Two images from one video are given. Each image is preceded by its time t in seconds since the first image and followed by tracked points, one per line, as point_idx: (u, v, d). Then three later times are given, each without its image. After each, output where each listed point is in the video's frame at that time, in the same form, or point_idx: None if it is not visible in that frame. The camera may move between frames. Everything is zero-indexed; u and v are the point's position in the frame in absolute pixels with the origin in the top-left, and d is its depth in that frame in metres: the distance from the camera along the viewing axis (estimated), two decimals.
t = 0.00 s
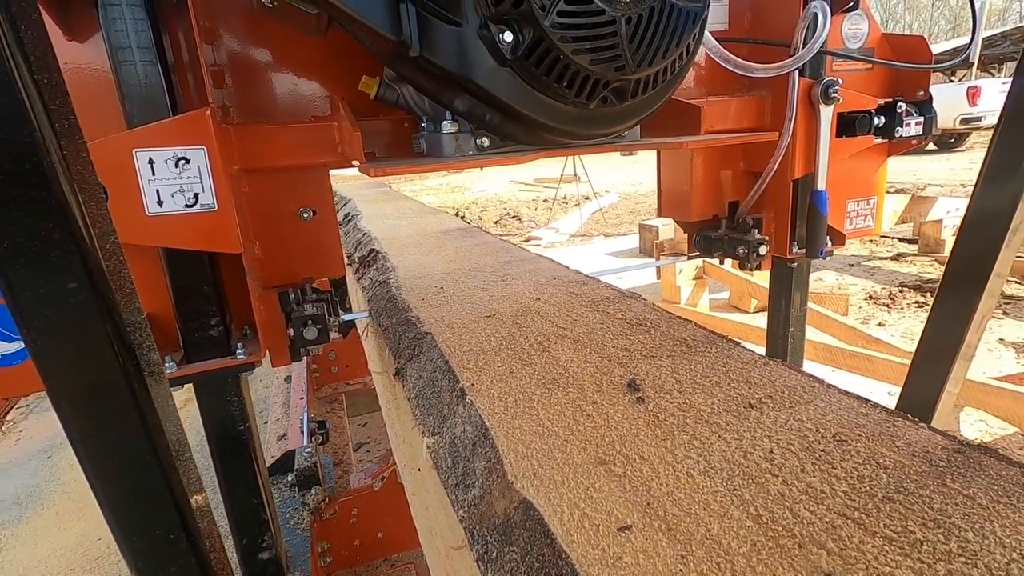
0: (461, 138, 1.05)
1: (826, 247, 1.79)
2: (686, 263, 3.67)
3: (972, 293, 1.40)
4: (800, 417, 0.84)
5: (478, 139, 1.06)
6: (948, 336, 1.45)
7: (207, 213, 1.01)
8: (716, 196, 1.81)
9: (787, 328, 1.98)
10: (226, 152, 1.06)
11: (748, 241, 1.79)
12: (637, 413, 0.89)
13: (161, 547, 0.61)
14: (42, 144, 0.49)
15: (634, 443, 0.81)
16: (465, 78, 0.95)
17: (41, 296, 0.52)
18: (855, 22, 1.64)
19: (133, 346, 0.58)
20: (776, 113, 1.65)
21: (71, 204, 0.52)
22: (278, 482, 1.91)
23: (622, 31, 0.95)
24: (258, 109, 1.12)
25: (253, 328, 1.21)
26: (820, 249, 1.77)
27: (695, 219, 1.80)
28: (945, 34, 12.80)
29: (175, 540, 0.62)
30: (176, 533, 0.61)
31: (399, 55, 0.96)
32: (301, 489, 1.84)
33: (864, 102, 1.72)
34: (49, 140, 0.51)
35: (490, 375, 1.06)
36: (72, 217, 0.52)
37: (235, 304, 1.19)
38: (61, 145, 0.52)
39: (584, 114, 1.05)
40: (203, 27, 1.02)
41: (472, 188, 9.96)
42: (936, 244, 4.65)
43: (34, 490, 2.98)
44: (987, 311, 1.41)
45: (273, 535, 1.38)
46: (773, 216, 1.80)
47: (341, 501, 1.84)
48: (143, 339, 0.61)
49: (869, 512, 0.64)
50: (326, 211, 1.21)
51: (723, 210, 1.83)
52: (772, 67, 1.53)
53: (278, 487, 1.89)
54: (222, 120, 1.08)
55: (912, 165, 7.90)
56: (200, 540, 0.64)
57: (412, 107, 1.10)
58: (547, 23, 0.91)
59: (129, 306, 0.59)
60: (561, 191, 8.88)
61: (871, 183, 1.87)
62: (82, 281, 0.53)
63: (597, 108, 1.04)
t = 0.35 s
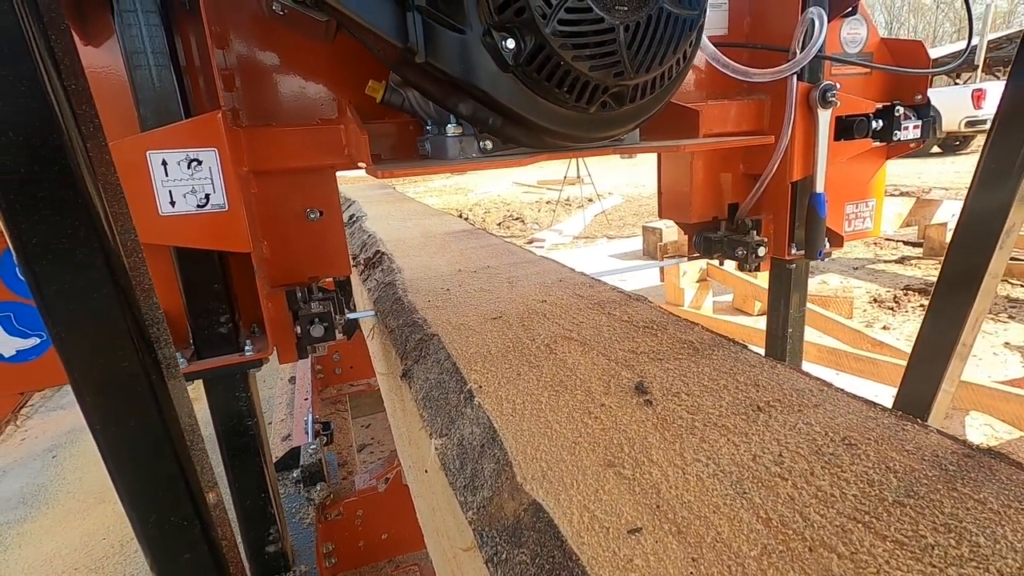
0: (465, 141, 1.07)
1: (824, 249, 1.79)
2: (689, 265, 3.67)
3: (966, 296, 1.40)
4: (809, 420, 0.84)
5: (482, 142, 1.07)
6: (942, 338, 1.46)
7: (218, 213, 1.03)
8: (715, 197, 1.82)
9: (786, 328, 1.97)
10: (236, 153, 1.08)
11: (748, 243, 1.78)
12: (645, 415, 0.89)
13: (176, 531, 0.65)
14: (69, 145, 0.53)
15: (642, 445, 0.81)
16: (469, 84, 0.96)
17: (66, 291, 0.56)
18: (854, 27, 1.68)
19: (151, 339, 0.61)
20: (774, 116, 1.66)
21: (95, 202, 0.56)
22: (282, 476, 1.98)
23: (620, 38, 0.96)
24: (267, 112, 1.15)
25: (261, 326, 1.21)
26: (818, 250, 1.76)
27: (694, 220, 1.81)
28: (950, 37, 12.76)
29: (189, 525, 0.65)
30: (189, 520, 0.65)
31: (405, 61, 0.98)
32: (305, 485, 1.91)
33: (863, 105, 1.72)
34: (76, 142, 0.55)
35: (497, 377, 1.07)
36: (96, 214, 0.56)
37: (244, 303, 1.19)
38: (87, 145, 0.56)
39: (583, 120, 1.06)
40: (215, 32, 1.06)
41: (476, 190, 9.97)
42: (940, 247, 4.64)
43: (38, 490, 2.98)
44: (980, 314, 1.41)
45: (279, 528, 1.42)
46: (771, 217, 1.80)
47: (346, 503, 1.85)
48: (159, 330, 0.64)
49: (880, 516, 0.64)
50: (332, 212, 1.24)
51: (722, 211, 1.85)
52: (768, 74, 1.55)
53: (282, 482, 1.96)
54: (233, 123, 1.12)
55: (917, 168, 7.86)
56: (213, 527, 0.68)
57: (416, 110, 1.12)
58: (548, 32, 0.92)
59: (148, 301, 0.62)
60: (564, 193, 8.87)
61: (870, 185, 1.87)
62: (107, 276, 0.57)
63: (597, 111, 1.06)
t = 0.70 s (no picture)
0: (463, 144, 1.08)
1: (818, 252, 1.78)
2: (688, 269, 3.68)
3: (953, 300, 1.39)
4: (809, 425, 0.84)
5: (479, 145, 1.09)
6: (929, 342, 1.45)
7: (221, 213, 1.03)
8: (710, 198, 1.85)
9: (779, 329, 1.97)
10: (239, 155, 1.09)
11: (741, 245, 1.79)
12: (646, 419, 0.89)
13: (175, 520, 0.68)
14: (83, 147, 0.56)
15: (643, 449, 0.81)
16: (467, 89, 0.98)
17: (78, 287, 0.58)
18: (847, 34, 1.67)
19: (162, 337, 0.64)
20: (768, 122, 1.66)
21: (107, 202, 0.59)
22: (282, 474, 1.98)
23: (613, 46, 0.97)
24: (270, 114, 1.16)
25: (262, 325, 1.23)
26: (811, 254, 1.76)
27: (689, 223, 1.84)
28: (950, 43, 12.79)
29: (192, 516, 0.68)
30: (193, 511, 0.68)
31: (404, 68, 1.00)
32: (304, 481, 1.90)
33: (855, 112, 1.73)
34: (90, 145, 0.57)
35: (498, 380, 1.07)
36: (108, 213, 0.58)
37: (246, 302, 1.21)
38: (100, 147, 0.59)
39: (580, 125, 1.07)
40: (220, 36, 1.07)
41: (476, 192, 9.97)
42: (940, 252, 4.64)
43: (36, 490, 2.98)
44: (967, 316, 1.40)
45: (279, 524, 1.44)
46: (765, 220, 1.80)
47: (345, 504, 1.85)
48: (167, 324, 0.67)
49: (880, 522, 0.64)
50: (333, 213, 1.25)
51: (717, 214, 1.87)
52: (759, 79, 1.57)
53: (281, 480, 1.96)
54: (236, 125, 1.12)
55: (917, 173, 7.86)
56: (215, 518, 0.70)
57: (416, 113, 1.15)
58: (543, 40, 0.93)
59: (155, 296, 0.65)
60: (564, 195, 8.88)
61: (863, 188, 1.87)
62: (120, 274, 0.60)
63: (592, 117, 1.06)
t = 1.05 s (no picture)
0: (456, 139, 1.08)
1: (810, 249, 1.81)
2: (687, 267, 3.67)
3: (938, 297, 1.40)
4: (803, 421, 0.84)
5: (472, 140, 1.09)
6: (915, 338, 1.45)
7: (220, 206, 1.04)
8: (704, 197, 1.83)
9: (771, 325, 1.99)
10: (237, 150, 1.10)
11: (733, 241, 1.81)
12: (640, 414, 0.89)
13: (175, 504, 0.68)
14: (85, 139, 0.56)
15: (638, 444, 0.81)
16: (460, 85, 0.99)
17: (80, 274, 0.59)
18: (840, 33, 1.67)
19: (161, 326, 0.64)
20: (760, 118, 1.66)
21: (108, 192, 0.58)
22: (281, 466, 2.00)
23: (602, 44, 0.98)
24: (267, 110, 1.16)
25: (261, 317, 1.23)
26: (804, 250, 1.79)
27: (683, 219, 1.82)
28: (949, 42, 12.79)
29: (191, 500, 0.68)
30: (192, 495, 0.68)
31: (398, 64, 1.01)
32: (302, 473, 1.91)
33: (845, 110, 1.73)
34: (91, 135, 0.57)
35: (493, 375, 1.07)
36: (109, 204, 0.58)
37: (243, 293, 1.21)
38: (102, 139, 0.58)
39: (566, 121, 1.08)
40: (217, 32, 1.07)
41: (475, 190, 9.96)
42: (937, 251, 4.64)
43: (33, 486, 2.98)
44: (952, 311, 1.41)
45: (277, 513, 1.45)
46: (756, 217, 1.81)
47: (342, 500, 1.85)
48: (166, 314, 0.66)
49: (872, 516, 0.64)
50: (330, 207, 1.25)
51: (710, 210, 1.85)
52: (749, 77, 1.57)
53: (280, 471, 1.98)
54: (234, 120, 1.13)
55: (915, 172, 7.87)
56: (214, 502, 0.70)
57: (411, 110, 1.14)
58: (533, 37, 0.94)
59: (155, 286, 0.64)
60: (563, 193, 8.88)
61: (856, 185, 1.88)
62: (121, 264, 0.60)
63: (581, 112, 1.08)
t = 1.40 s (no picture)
0: (455, 143, 1.10)
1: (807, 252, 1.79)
2: (688, 271, 3.68)
3: (928, 299, 1.40)
4: (803, 427, 0.84)
5: (471, 144, 1.11)
6: (908, 337, 1.45)
7: (226, 207, 1.05)
8: (699, 199, 1.85)
9: (765, 328, 1.99)
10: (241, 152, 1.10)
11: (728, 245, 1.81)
12: (640, 420, 0.90)
13: (183, 495, 0.68)
14: (99, 141, 0.57)
15: (638, 449, 0.81)
16: (458, 92, 1.01)
17: (93, 272, 0.59)
18: (835, 41, 1.69)
19: (168, 322, 0.64)
20: (756, 125, 1.67)
21: (120, 193, 0.59)
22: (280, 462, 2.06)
23: (597, 53, 0.99)
24: (271, 112, 1.17)
25: (263, 315, 1.23)
26: (799, 254, 1.77)
27: (680, 222, 1.82)
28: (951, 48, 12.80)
29: (195, 492, 0.68)
30: (195, 485, 0.68)
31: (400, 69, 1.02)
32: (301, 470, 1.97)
33: (840, 116, 1.73)
34: (105, 138, 0.58)
35: (495, 379, 1.07)
36: (121, 204, 0.59)
37: (245, 291, 1.21)
38: (114, 142, 0.59)
39: (561, 126, 1.09)
40: (224, 36, 1.08)
41: (476, 192, 9.97)
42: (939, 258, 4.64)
43: (32, 485, 2.98)
44: (943, 313, 1.41)
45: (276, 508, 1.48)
46: (751, 220, 1.81)
47: (342, 502, 1.85)
48: (173, 310, 0.67)
49: (872, 524, 0.64)
50: (332, 208, 1.26)
51: (706, 214, 1.86)
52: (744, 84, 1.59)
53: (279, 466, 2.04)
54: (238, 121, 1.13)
55: (917, 178, 7.86)
56: (217, 493, 0.70)
57: (413, 113, 1.16)
58: (530, 46, 0.95)
59: (163, 284, 0.65)
60: (564, 196, 8.88)
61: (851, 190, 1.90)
62: (133, 264, 0.60)
63: (577, 118, 1.08)
